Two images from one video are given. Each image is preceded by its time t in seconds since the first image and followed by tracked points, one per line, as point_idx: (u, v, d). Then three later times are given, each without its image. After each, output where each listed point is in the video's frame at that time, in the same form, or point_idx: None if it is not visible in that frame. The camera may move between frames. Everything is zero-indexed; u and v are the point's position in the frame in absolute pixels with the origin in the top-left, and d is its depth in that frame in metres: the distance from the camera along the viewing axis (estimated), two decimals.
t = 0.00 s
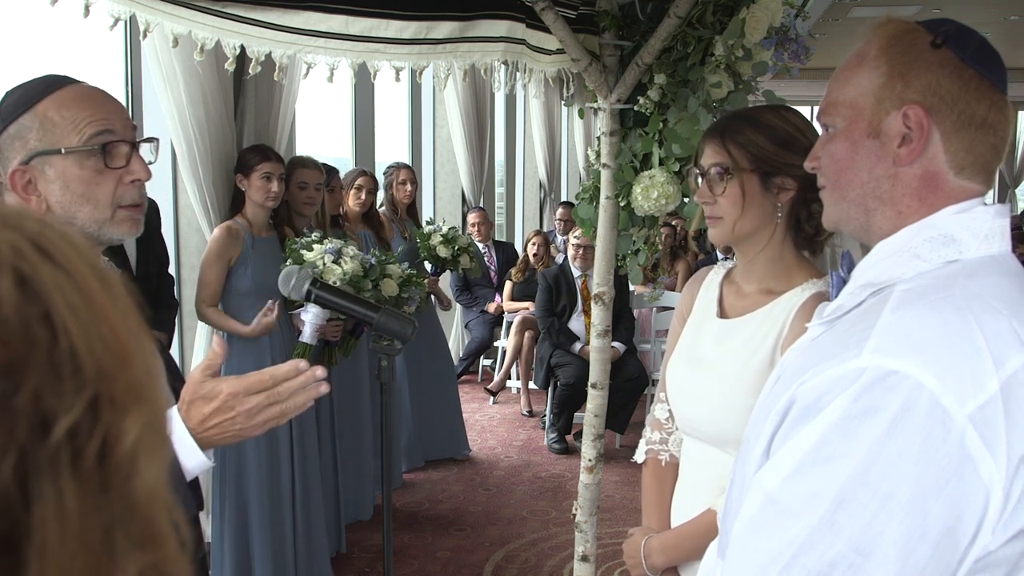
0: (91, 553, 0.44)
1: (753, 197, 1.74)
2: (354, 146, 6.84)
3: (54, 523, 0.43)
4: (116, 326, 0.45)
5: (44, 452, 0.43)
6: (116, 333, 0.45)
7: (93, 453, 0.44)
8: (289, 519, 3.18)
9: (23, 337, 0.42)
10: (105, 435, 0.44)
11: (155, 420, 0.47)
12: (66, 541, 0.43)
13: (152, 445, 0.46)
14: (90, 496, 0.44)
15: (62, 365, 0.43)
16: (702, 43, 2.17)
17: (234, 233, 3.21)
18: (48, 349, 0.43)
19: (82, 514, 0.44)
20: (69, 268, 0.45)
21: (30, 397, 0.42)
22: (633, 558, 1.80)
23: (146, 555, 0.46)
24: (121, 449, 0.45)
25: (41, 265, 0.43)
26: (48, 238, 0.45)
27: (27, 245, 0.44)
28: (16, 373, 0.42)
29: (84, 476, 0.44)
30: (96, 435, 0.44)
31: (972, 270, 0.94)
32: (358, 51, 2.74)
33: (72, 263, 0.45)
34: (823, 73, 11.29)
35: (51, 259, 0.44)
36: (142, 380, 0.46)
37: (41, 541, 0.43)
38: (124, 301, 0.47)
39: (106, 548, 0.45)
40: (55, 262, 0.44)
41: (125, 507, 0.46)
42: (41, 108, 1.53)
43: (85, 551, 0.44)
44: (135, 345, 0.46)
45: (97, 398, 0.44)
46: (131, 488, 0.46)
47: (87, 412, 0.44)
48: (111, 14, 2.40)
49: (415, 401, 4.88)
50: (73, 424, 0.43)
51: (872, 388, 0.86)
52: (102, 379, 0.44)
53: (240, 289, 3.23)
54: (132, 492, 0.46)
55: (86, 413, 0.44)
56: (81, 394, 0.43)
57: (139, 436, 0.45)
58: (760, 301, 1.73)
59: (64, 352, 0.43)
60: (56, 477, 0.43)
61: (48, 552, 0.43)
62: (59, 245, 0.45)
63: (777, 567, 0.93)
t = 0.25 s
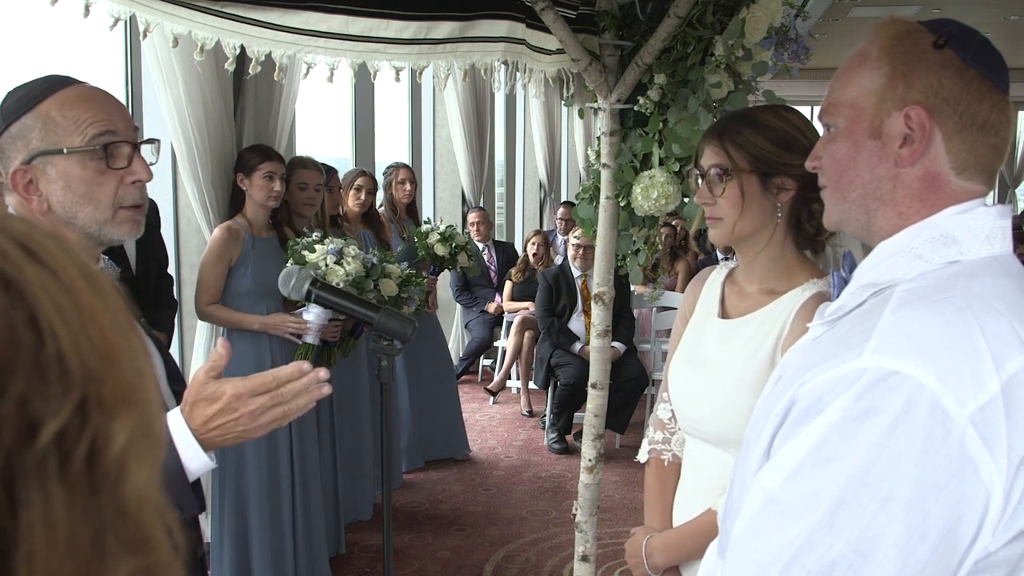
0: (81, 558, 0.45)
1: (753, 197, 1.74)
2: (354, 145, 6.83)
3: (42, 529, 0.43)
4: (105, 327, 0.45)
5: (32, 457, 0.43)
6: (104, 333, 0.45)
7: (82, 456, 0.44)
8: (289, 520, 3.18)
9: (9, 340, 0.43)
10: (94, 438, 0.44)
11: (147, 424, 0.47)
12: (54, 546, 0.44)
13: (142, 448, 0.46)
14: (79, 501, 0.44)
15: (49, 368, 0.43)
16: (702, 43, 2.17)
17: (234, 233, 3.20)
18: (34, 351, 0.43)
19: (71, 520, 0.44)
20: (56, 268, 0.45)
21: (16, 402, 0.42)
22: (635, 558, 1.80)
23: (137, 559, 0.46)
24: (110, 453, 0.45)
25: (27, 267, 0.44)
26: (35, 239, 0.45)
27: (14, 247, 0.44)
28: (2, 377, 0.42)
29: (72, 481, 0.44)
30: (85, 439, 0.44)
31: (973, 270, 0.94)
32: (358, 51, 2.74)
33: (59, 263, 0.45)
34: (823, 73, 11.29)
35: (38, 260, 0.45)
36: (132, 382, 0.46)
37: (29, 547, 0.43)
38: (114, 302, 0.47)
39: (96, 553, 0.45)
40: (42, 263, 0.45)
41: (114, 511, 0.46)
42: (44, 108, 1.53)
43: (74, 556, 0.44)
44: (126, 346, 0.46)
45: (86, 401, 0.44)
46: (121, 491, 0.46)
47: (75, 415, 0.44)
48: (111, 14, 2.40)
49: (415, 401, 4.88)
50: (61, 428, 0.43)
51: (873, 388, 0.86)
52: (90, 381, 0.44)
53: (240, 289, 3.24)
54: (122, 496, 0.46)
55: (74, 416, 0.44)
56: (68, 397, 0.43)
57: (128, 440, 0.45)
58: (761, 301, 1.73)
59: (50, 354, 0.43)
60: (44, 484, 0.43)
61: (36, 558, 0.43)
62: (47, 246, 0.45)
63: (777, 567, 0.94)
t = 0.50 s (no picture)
0: (83, 562, 0.45)
1: (753, 198, 1.74)
2: (354, 145, 6.83)
3: (43, 534, 0.43)
4: (106, 328, 0.45)
5: (33, 461, 0.43)
6: (106, 335, 0.45)
7: (84, 460, 0.44)
8: (288, 520, 3.18)
9: (10, 343, 0.42)
10: (96, 441, 0.44)
11: (149, 428, 0.46)
12: (56, 551, 0.44)
13: (144, 452, 0.46)
14: (81, 506, 0.44)
15: (50, 371, 0.43)
16: (702, 43, 2.17)
17: (234, 233, 3.20)
18: (35, 353, 0.43)
19: (73, 525, 0.44)
20: (57, 269, 0.44)
21: (18, 405, 0.42)
22: (636, 560, 1.80)
23: (140, 563, 0.46)
24: (113, 456, 0.45)
25: (27, 268, 0.44)
26: (35, 239, 0.45)
27: (13, 247, 0.44)
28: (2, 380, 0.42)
29: (73, 486, 0.44)
30: (87, 441, 0.44)
31: (976, 270, 0.94)
32: (358, 51, 2.74)
33: (61, 264, 0.45)
34: (824, 73, 11.29)
35: (38, 261, 0.44)
36: (134, 384, 0.46)
37: (30, 551, 0.44)
38: (115, 303, 0.47)
39: (98, 557, 0.45)
40: (42, 264, 0.44)
41: (117, 515, 0.46)
42: (45, 108, 1.53)
43: (76, 560, 0.44)
44: (127, 347, 0.46)
45: (88, 404, 0.44)
46: (124, 495, 0.46)
47: (77, 418, 0.44)
48: (111, 14, 2.40)
49: (415, 401, 4.88)
50: (63, 431, 0.43)
51: (875, 388, 0.86)
52: (91, 384, 0.44)
53: (241, 290, 3.23)
54: (124, 499, 0.46)
55: (76, 419, 0.44)
56: (69, 400, 0.43)
57: (131, 443, 0.45)
58: (762, 301, 1.73)
59: (51, 357, 0.43)
60: (45, 489, 0.43)
61: (39, 562, 0.44)
62: (47, 246, 0.45)
63: (779, 568, 0.94)
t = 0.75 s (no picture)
0: (89, 563, 0.44)
1: (753, 198, 1.74)
2: (354, 145, 6.84)
3: (51, 534, 0.43)
4: (111, 328, 0.45)
5: (39, 460, 0.43)
6: (111, 335, 0.45)
7: (90, 459, 0.44)
8: (288, 520, 3.18)
9: (15, 342, 0.42)
10: (102, 441, 0.44)
11: (155, 427, 0.46)
12: (63, 551, 0.43)
13: (152, 451, 0.46)
14: (88, 506, 0.44)
15: (56, 370, 0.43)
16: (702, 43, 2.17)
17: (233, 232, 3.20)
18: (42, 352, 0.43)
19: (79, 525, 0.44)
20: (62, 269, 0.44)
21: (24, 405, 0.42)
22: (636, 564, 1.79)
23: (148, 563, 0.46)
24: (119, 456, 0.45)
25: (32, 266, 0.44)
26: (40, 239, 0.45)
27: (17, 246, 0.44)
28: (8, 380, 0.42)
29: (80, 485, 0.44)
30: (93, 441, 0.44)
31: (979, 270, 0.94)
32: (358, 51, 2.74)
33: (65, 263, 0.45)
34: (824, 73, 11.29)
35: (42, 260, 0.44)
36: (139, 384, 0.46)
37: (38, 552, 0.43)
38: (121, 302, 0.47)
39: (104, 558, 0.45)
40: (47, 263, 0.44)
41: (123, 515, 0.45)
42: (48, 108, 1.53)
43: (83, 560, 0.44)
44: (133, 347, 0.46)
45: (94, 402, 0.44)
46: (130, 495, 0.45)
47: (83, 417, 0.44)
48: (111, 14, 2.40)
49: (414, 401, 4.88)
50: (69, 431, 0.43)
51: (879, 389, 0.87)
52: (97, 384, 0.44)
53: (242, 290, 3.24)
54: (131, 499, 0.45)
55: (82, 418, 0.44)
56: (75, 399, 0.43)
57: (137, 442, 0.45)
58: (763, 301, 1.73)
59: (57, 356, 0.43)
60: (52, 489, 0.43)
61: (45, 563, 0.43)
62: (51, 245, 0.45)
63: (783, 568, 0.94)
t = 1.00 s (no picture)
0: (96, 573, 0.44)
1: (754, 198, 1.74)
2: (354, 146, 6.84)
3: (57, 545, 0.43)
4: (117, 334, 0.45)
5: (46, 470, 0.43)
6: (117, 342, 0.45)
7: (97, 467, 0.44)
8: (288, 520, 3.17)
9: (22, 347, 0.42)
10: (109, 449, 0.44)
11: (159, 432, 0.46)
12: (71, 562, 0.43)
13: (157, 457, 0.46)
14: (94, 514, 0.44)
15: (63, 377, 0.43)
16: (702, 43, 2.17)
17: (232, 232, 3.22)
18: (48, 359, 0.43)
19: (86, 535, 0.44)
20: (67, 274, 0.44)
21: (31, 413, 0.42)
22: (639, 563, 1.81)
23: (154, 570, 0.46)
24: (126, 463, 0.45)
25: (37, 271, 0.43)
26: (46, 244, 0.45)
27: (22, 250, 0.44)
28: (15, 387, 0.42)
29: (86, 494, 0.44)
30: (100, 449, 0.44)
31: (982, 270, 0.94)
32: (357, 51, 2.74)
33: (71, 269, 0.45)
34: (824, 73, 11.29)
35: (48, 265, 0.44)
36: (145, 391, 0.46)
37: (44, 563, 0.43)
38: (126, 308, 0.47)
39: (111, 566, 0.45)
40: (52, 268, 0.44)
41: (129, 524, 0.45)
42: (57, 111, 1.53)
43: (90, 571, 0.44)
44: (138, 354, 0.46)
45: (101, 410, 0.44)
46: (136, 503, 0.45)
47: (90, 425, 0.44)
48: (111, 14, 2.40)
49: (414, 401, 4.88)
50: (76, 439, 0.43)
51: (881, 389, 0.86)
52: (103, 391, 0.44)
53: (244, 291, 3.21)
54: (136, 508, 0.46)
55: (89, 426, 0.44)
56: (82, 407, 0.43)
57: (144, 449, 0.45)
58: (762, 301, 1.73)
59: (64, 364, 0.43)
60: (59, 497, 0.43)
61: (52, 572, 0.43)
62: (56, 251, 0.45)
63: (785, 569, 0.93)
